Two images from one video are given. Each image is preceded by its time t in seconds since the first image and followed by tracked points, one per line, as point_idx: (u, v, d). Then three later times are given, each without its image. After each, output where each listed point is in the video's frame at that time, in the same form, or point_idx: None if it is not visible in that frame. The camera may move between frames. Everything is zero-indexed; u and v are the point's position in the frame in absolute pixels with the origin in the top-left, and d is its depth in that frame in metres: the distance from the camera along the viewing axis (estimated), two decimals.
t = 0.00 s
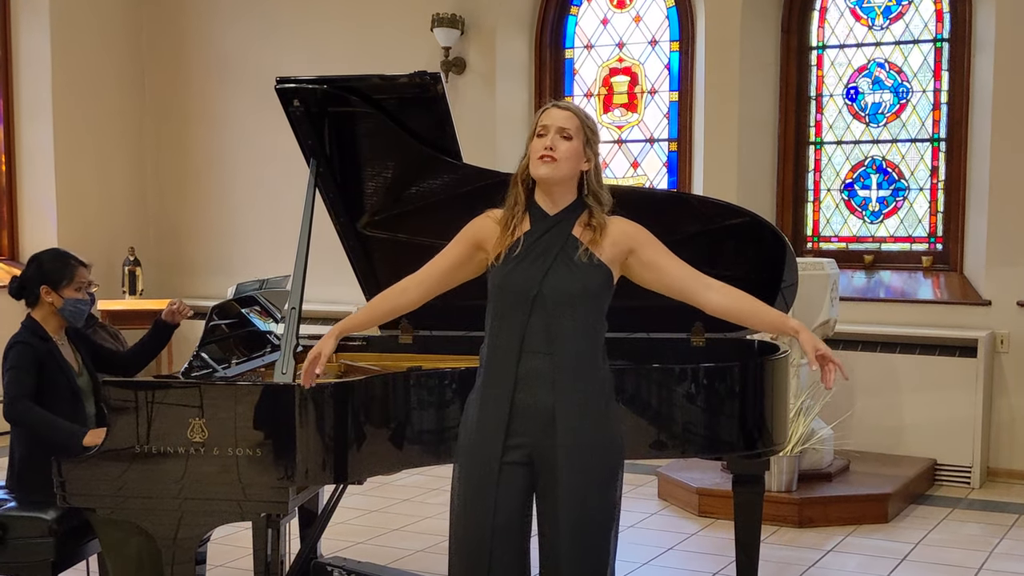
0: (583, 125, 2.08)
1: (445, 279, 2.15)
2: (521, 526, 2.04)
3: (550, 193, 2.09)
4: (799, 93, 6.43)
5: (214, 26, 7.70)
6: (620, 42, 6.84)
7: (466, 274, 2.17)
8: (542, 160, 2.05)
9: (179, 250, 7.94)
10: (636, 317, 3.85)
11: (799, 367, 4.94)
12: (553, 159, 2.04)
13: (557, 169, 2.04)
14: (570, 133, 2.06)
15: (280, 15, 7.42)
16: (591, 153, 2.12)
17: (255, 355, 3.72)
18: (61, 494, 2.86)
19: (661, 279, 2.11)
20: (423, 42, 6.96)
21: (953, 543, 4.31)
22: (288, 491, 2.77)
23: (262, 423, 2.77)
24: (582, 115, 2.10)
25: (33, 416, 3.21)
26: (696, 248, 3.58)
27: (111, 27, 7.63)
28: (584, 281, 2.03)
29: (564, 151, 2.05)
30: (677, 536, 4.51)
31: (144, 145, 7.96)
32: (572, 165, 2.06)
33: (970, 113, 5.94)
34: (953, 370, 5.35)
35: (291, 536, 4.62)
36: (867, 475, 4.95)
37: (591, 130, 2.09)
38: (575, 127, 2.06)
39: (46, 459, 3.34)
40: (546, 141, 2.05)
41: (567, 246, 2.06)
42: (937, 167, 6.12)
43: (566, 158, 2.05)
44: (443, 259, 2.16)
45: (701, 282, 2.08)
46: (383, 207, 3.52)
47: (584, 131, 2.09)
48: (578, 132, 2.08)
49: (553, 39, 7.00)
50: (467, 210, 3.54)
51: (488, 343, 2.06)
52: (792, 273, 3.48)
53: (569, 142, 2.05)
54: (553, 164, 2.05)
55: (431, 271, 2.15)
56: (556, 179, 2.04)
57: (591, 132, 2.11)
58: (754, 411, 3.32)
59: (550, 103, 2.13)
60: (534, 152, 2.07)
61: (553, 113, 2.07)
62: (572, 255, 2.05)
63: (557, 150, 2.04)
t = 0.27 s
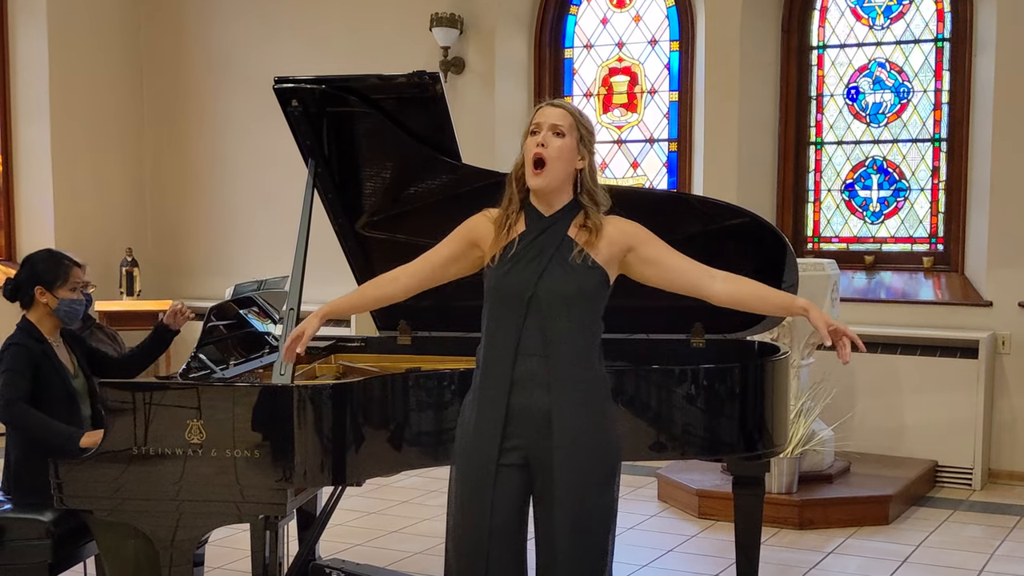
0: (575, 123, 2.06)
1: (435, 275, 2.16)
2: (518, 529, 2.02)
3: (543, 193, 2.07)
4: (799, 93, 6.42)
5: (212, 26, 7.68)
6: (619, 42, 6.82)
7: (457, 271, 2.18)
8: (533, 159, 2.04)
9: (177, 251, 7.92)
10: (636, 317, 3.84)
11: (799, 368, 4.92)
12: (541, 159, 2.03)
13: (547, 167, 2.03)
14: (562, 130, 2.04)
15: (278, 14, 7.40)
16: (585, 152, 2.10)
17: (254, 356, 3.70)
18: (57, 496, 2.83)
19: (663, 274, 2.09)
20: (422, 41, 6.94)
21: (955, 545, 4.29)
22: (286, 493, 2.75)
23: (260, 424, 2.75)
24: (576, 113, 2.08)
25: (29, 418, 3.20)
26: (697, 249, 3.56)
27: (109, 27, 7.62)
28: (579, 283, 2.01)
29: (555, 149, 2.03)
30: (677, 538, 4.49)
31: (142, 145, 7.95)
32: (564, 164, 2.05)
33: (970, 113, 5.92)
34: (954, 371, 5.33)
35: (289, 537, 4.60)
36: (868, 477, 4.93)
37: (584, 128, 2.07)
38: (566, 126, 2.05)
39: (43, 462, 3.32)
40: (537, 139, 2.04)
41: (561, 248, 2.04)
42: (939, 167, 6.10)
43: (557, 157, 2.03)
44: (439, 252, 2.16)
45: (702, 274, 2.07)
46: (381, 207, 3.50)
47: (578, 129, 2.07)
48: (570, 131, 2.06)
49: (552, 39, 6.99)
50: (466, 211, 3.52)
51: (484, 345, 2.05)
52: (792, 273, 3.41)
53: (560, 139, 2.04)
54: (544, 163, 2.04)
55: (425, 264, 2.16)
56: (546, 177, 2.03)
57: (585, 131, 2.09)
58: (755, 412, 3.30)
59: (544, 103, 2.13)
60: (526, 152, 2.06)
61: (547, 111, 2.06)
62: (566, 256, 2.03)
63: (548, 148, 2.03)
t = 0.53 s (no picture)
0: (567, 123, 2.04)
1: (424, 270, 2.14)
2: (515, 531, 2.00)
3: (537, 193, 2.05)
4: (799, 93, 6.40)
5: (210, 25, 7.66)
6: (619, 41, 6.80)
7: (450, 270, 2.16)
8: (526, 158, 2.02)
9: (175, 252, 7.91)
10: (636, 318, 3.82)
11: (800, 369, 4.90)
12: (534, 158, 2.01)
13: (540, 167, 2.01)
14: (554, 129, 2.02)
15: (277, 14, 7.37)
16: (579, 151, 2.07)
17: (252, 358, 3.71)
18: (54, 498, 2.80)
19: (661, 271, 2.07)
20: (421, 41, 6.92)
21: (956, 547, 4.27)
22: (284, 495, 2.73)
23: (258, 425, 2.73)
24: (569, 111, 2.06)
25: (24, 420, 3.17)
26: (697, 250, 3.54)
27: (106, 27, 7.61)
28: (572, 284, 1.99)
29: (547, 148, 2.01)
30: (677, 540, 4.48)
31: (139, 145, 7.93)
32: (556, 163, 2.02)
33: (971, 113, 5.91)
34: (956, 372, 5.31)
35: (287, 539, 4.58)
36: (868, 479, 4.91)
37: (577, 128, 2.05)
38: (559, 125, 2.03)
39: (40, 463, 3.30)
40: (529, 138, 2.02)
41: (554, 250, 2.01)
42: (940, 167, 6.09)
43: (549, 157, 2.01)
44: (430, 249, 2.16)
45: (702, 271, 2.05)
46: (380, 208, 3.48)
47: (571, 128, 2.05)
48: (563, 130, 2.04)
49: (551, 38, 6.97)
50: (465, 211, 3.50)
51: (479, 347, 2.03)
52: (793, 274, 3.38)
53: (552, 138, 2.02)
54: (536, 162, 2.02)
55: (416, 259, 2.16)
56: (538, 177, 2.01)
57: (579, 129, 2.07)
58: (755, 413, 3.28)
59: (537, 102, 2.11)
60: (518, 151, 2.04)
61: (539, 110, 2.04)
62: (559, 258, 2.01)
63: (540, 147, 2.01)
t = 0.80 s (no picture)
0: (561, 122, 2.03)
1: (418, 268, 2.14)
2: (510, 534, 1.99)
3: (530, 193, 2.03)
4: (800, 93, 6.38)
5: (208, 25, 7.64)
6: (619, 41, 6.78)
7: (445, 271, 2.15)
8: (520, 158, 2.01)
9: (172, 253, 7.89)
10: (636, 318, 3.80)
11: (800, 370, 4.88)
12: (527, 157, 2.00)
13: (533, 167, 1.99)
14: (547, 129, 2.00)
15: (275, 13, 7.35)
16: (573, 151, 2.05)
17: (250, 359, 3.68)
18: (51, 499, 2.77)
19: (656, 271, 2.04)
20: (420, 41, 6.90)
21: (957, 548, 4.25)
22: (282, 497, 2.71)
23: (256, 426, 2.72)
24: (563, 111, 2.04)
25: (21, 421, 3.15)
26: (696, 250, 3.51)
27: (104, 26, 7.60)
28: (564, 286, 1.97)
29: (540, 148, 1.99)
30: (677, 542, 4.46)
31: (137, 145, 7.91)
32: (550, 162, 2.01)
33: (973, 113, 5.89)
34: (956, 373, 5.29)
35: (285, 541, 4.56)
36: (869, 480, 4.89)
37: (571, 127, 2.03)
38: (552, 125, 2.01)
39: (37, 465, 3.28)
40: (522, 137, 2.01)
41: (546, 252, 2.00)
42: (941, 168, 6.07)
43: (542, 156, 2.00)
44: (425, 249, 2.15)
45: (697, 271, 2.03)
46: (378, 208, 3.46)
47: (565, 127, 2.03)
48: (557, 130, 2.03)
49: (551, 38, 6.95)
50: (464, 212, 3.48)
51: (473, 349, 2.02)
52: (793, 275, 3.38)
53: (545, 138, 2.00)
54: (529, 161, 2.00)
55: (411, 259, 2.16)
56: (531, 176, 1.99)
57: (573, 129, 2.05)
58: (755, 415, 3.26)
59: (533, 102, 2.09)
60: (512, 151, 2.03)
61: (532, 110, 2.02)
62: (551, 259, 1.99)
63: (532, 146, 1.99)
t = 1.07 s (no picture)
0: (555, 122, 2.01)
1: (416, 271, 2.13)
2: (505, 537, 1.97)
3: (524, 194, 2.02)
4: (800, 93, 6.36)
5: (206, 25, 7.62)
6: (618, 41, 6.76)
7: (441, 273, 2.14)
8: (513, 158, 1.99)
9: (170, 253, 7.86)
10: (636, 319, 3.78)
11: (801, 371, 4.86)
12: (521, 158, 1.98)
13: (526, 167, 1.98)
14: (541, 129, 1.99)
15: (274, 13, 7.33)
16: (566, 151, 2.04)
17: (248, 360, 3.63)
18: (48, 502, 2.76)
19: (650, 271, 2.03)
20: (419, 40, 6.88)
21: (958, 550, 4.23)
22: (280, 499, 2.69)
23: (254, 428, 2.70)
24: (556, 111, 2.03)
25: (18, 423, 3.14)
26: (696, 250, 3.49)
27: (102, 26, 7.58)
28: (557, 288, 1.95)
29: (535, 148, 1.98)
30: (677, 544, 4.44)
31: (134, 145, 7.89)
32: (544, 162, 1.99)
33: (975, 113, 5.88)
34: (957, 374, 5.27)
35: (284, 543, 4.54)
36: (870, 482, 4.87)
37: (565, 127, 2.02)
38: (545, 125, 2.00)
39: (34, 467, 3.25)
40: (516, 138, 1.99)
41: (539, 253, 1.97)
42: (942, 168, 6.05)
43: (536, 156, 1.98)
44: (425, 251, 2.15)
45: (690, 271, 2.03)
46: (377, 208, 3.45)
47: (559, 127, 2.02)
48: (550, 130, 2.01)
49: (550, 37, 6.93)
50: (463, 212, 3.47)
51: (467, 352, 2.00)
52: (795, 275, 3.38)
53: (539, 138, 1.99)
54: (523, 162, 1.98)
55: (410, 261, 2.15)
56: (525, 177, 1.98)
57: (567, 129, 2.04)
58: (755, 416, 3.24)
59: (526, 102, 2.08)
60: (505, 151, 2.01)
61: (526, 110, 2.01)
62: (545, 260, 1.97)
63: (527, 146, 1.98)
